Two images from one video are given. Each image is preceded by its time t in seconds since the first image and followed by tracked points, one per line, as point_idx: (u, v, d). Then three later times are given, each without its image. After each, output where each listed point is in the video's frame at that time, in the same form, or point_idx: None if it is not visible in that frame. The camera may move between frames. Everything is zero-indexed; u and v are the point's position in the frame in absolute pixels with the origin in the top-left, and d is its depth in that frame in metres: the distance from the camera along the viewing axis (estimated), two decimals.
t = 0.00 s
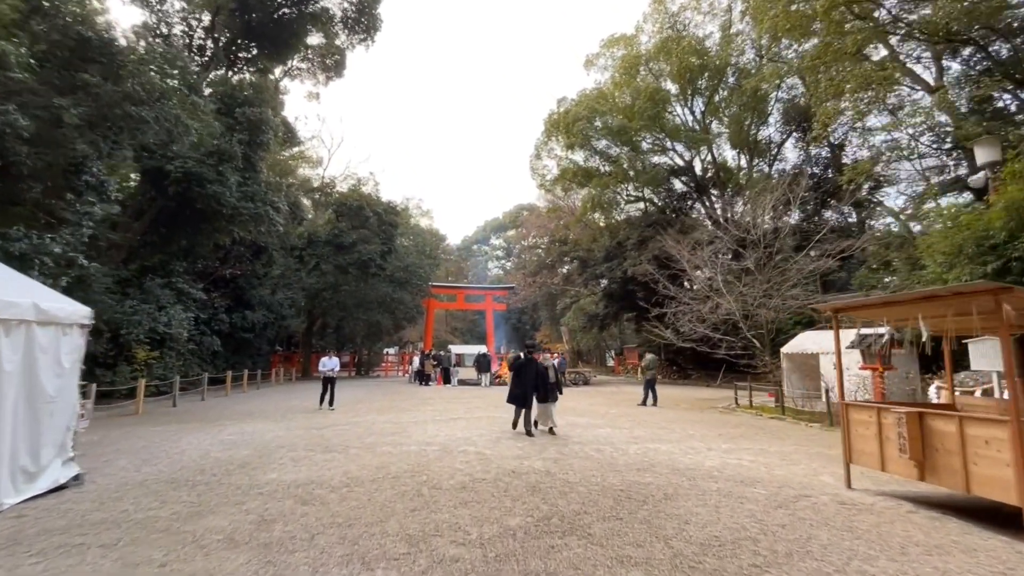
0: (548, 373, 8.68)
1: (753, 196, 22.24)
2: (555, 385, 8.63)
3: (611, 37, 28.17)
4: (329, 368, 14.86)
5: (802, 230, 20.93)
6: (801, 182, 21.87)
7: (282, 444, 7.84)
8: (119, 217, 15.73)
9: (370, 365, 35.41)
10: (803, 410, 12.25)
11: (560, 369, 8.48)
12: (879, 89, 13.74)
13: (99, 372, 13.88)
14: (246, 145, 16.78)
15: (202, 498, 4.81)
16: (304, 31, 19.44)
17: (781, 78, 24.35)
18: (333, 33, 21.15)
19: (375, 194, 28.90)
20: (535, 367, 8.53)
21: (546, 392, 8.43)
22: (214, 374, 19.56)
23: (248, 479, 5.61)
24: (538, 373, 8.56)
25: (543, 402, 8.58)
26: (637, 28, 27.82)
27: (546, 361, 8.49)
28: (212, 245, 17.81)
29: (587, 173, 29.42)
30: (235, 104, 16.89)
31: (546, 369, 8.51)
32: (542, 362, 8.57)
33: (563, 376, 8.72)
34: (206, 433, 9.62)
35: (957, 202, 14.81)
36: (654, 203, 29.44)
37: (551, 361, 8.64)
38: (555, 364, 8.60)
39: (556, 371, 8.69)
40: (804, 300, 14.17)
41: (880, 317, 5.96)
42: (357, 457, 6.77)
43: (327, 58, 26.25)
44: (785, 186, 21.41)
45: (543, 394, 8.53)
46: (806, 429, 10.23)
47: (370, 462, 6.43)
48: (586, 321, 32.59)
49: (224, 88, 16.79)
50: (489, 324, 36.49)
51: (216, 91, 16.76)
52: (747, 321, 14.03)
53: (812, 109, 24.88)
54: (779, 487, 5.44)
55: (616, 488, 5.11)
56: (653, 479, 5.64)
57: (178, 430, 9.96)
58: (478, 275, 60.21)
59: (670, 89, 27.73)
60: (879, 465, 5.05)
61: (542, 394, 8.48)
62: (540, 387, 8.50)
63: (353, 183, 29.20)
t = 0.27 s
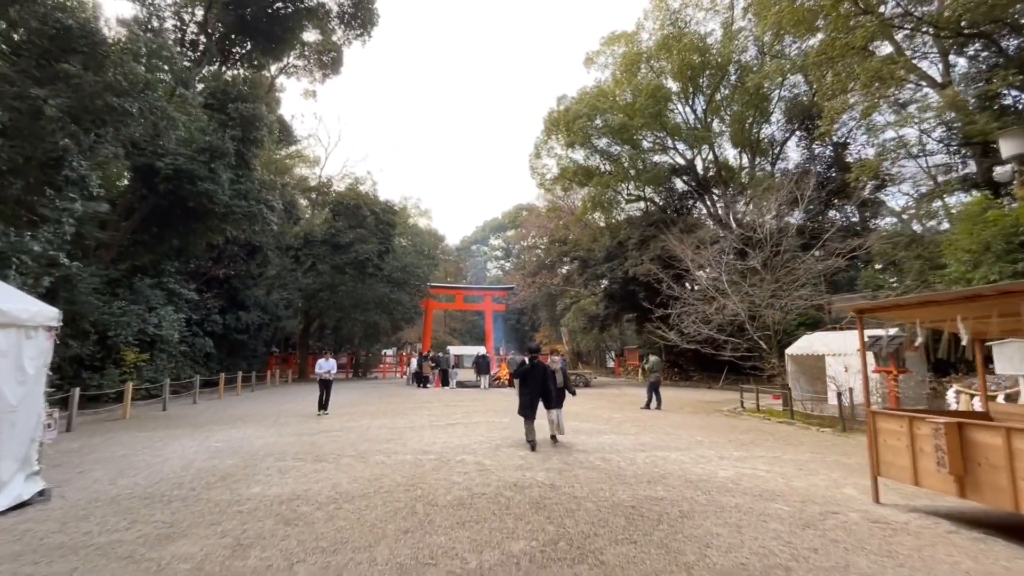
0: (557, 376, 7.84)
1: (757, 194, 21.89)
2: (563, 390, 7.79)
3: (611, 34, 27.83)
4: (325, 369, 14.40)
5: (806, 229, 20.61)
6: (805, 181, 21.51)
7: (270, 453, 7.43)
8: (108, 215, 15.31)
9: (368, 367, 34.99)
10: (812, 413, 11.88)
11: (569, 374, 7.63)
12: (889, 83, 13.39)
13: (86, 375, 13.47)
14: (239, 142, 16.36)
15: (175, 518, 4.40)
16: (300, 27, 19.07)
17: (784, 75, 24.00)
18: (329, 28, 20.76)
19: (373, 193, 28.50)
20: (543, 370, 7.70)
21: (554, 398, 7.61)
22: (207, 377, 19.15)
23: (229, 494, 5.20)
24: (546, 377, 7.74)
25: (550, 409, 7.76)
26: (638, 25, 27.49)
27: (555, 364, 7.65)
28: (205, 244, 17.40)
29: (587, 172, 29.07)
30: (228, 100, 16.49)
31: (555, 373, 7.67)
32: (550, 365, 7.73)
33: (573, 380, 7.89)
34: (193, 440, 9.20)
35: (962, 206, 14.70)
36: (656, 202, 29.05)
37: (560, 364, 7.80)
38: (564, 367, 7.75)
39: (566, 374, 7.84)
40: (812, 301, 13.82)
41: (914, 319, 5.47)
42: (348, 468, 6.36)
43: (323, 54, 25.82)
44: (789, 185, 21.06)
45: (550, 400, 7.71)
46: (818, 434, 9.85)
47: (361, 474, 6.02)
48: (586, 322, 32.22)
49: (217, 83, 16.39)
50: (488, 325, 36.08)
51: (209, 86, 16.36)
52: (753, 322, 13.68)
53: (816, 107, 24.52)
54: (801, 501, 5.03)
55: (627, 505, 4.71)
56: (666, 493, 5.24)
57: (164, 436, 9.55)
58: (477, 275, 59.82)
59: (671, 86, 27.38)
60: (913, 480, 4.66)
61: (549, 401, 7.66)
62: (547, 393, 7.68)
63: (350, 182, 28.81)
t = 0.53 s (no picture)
0: (565, 377, 7.34)
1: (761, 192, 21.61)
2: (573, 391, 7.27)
3: (613, 31, 27.57)
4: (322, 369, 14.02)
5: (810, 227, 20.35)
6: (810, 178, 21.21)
7: (262, 456, 7.10)
8: (100, 212, 14.99)
9: (366, 367, 34.64)
10: (821, 413, 11.57)
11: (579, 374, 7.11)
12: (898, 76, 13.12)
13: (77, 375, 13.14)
14: (234, 137, 16.03)
15: (154, 527, 4.08)
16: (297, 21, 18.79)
17: (788, 71, 23.74)
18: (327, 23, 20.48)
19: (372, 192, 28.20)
20: (550, 370, 7.21)
21: (563, 400, 7.08)
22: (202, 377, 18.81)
23: (214, 499, 4.88)
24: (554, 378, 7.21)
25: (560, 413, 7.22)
26: (640, 22, 27.23)
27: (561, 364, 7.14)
28: (199, 241, 17.07)
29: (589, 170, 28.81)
30: (223, 94, 16.17)
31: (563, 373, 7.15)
32: (558, 365, 7.24)
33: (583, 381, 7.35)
34: (184, 441, 8.89)
35: (971, 204, 14.44)
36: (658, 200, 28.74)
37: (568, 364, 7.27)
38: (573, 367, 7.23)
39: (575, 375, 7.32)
40: (819, 300, 13.52)
41: (946, 311, 5.16)
42: (342, 472, 6.04)
43: (321, 51, 25.53)
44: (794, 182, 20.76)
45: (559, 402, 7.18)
46: (829, 436, 9.55)
47: (356, 478, 5.70)
48: (587, 322, 31.91)
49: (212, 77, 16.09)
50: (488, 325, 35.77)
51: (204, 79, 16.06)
52: (759, 321, 13.39)
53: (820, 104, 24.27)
54: (825, 508, 4.71)
55: (639, 512, 4.39)
56: (679, 498, 4.92)
57: (153, 438, 9.22)
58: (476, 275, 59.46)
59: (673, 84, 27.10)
60: (947, 487, 4.34)
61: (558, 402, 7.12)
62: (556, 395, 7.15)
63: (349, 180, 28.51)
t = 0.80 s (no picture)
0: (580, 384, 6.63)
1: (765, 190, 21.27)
2: (587, 399, 6.63)
3: (614, 28, 27.24)
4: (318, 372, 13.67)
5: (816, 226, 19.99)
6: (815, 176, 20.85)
7: (251, 464, 6.71)
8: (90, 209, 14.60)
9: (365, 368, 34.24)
10: (833, 416, 11.22)
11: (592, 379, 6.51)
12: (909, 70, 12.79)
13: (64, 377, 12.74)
14: (227, 133, 15.63)
15: (125, 549, 3.71)
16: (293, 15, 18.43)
17: (792, 68, 23.38)
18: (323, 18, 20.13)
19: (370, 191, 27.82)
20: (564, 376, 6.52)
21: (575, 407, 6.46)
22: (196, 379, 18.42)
23: (195, 515, 4.51)
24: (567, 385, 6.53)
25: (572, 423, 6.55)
26: (641, 19, 26.89)
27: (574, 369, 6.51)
28: (193, 240, 16.69)
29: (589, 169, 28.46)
30: (216, 89, 15.77)
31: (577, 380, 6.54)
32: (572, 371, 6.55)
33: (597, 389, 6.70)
34: (171, 447, 8.50)
35: (983, 201, 14.10)
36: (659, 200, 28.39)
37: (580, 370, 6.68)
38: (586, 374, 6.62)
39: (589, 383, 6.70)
40: (828, 300, 13.16)
41: (987, 311, 4.80)
42: (334, 483, 5.66)
43: (318, 47, 25.16)
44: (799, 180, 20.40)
45: (571, 411, 6.52)
46: (843, 441, 9.18)
47: (348, 491, 5.32)
48: (588, 323, 31.54)
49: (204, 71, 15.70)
50: (488, 326, 35.39)
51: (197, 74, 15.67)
52: (768, 322, 13.04)
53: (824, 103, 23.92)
54: (856, 525, 4.34)
55: (657, 532, 4.01)
56: (698, 514, 4.55)
57: (140, 444, 8.84)
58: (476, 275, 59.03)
59: (676, 81, 26.74)
60: (995, 503, 3.97)
61: (570, 411, 6.48)
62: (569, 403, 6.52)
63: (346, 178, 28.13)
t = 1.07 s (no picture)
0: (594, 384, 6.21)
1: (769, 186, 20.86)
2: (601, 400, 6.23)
3: (615, 22, 26.89)
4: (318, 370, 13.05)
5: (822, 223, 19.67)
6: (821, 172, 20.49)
7: (239, 467, 6.39)
8: (82, 205, 14.30)
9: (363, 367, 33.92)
10: (842, 415, 10.95)
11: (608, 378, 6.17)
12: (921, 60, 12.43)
13: (54, 376, 12.44)
14: (223, 127, 15.32)
15: (93, 564, 3.38)
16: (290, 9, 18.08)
17: (796, 63, 23.03)
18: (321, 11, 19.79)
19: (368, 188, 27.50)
20: (578, 376, 6.03)
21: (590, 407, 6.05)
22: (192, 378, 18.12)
23: (174, 523, 4.19)
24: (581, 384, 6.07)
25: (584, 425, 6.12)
26: (643, 13, 26.56)
27: (591, 366, 6.13)
28: (188, 236, 16.40)
29: (591, 165, 28.10)
30: (211, 82, 15.45)
31: (590, 378, 6.16)
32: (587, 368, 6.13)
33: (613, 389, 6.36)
34: (160, 448, 8.20)
35: (994, 197, 13.80)
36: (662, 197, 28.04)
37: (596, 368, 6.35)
38: (601, 372, 6.29)
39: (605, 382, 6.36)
40: (837, 297, 12.85)
41: None
42: (327, 487, 5.36)
43: (316, 42, 24.81)
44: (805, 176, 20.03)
45: (585, 412, 6.10)
46: (855, 442, 8.89)
47: (341, 495, 5.01)
48: (588, 321, 31.26)
49: (199, 64, 15.36)
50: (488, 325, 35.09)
51: (191, 67, 15.34)
52: (775, 318, 12.76)
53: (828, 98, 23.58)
54: (885, 534, 4.04)
55: (674, 543, 3.70)
56: (717, 521, 4.26)
57: (127, 446, 8.51)
58: (475, 274, 58.71)
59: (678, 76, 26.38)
60: None
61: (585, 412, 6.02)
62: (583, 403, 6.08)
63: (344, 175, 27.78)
